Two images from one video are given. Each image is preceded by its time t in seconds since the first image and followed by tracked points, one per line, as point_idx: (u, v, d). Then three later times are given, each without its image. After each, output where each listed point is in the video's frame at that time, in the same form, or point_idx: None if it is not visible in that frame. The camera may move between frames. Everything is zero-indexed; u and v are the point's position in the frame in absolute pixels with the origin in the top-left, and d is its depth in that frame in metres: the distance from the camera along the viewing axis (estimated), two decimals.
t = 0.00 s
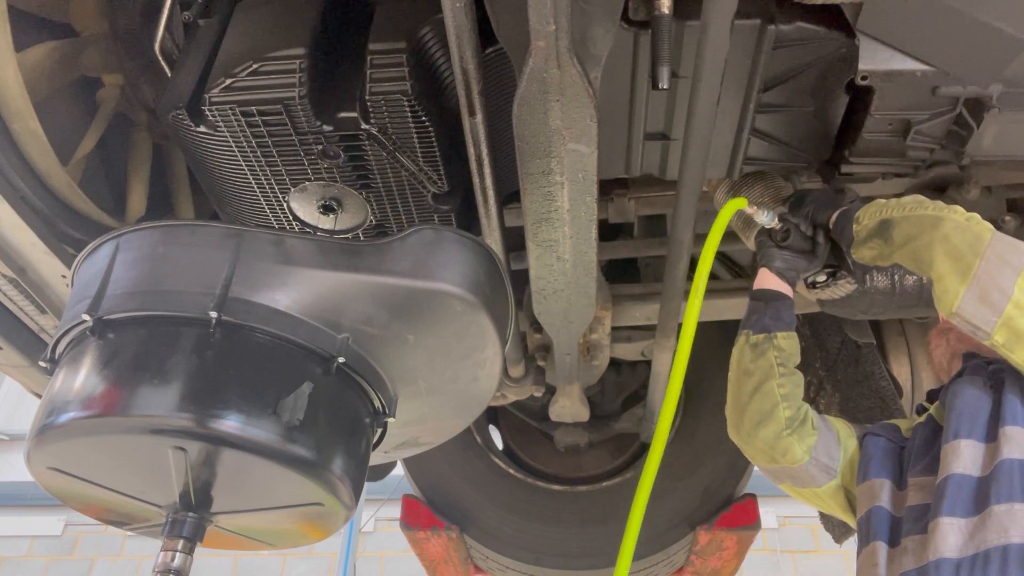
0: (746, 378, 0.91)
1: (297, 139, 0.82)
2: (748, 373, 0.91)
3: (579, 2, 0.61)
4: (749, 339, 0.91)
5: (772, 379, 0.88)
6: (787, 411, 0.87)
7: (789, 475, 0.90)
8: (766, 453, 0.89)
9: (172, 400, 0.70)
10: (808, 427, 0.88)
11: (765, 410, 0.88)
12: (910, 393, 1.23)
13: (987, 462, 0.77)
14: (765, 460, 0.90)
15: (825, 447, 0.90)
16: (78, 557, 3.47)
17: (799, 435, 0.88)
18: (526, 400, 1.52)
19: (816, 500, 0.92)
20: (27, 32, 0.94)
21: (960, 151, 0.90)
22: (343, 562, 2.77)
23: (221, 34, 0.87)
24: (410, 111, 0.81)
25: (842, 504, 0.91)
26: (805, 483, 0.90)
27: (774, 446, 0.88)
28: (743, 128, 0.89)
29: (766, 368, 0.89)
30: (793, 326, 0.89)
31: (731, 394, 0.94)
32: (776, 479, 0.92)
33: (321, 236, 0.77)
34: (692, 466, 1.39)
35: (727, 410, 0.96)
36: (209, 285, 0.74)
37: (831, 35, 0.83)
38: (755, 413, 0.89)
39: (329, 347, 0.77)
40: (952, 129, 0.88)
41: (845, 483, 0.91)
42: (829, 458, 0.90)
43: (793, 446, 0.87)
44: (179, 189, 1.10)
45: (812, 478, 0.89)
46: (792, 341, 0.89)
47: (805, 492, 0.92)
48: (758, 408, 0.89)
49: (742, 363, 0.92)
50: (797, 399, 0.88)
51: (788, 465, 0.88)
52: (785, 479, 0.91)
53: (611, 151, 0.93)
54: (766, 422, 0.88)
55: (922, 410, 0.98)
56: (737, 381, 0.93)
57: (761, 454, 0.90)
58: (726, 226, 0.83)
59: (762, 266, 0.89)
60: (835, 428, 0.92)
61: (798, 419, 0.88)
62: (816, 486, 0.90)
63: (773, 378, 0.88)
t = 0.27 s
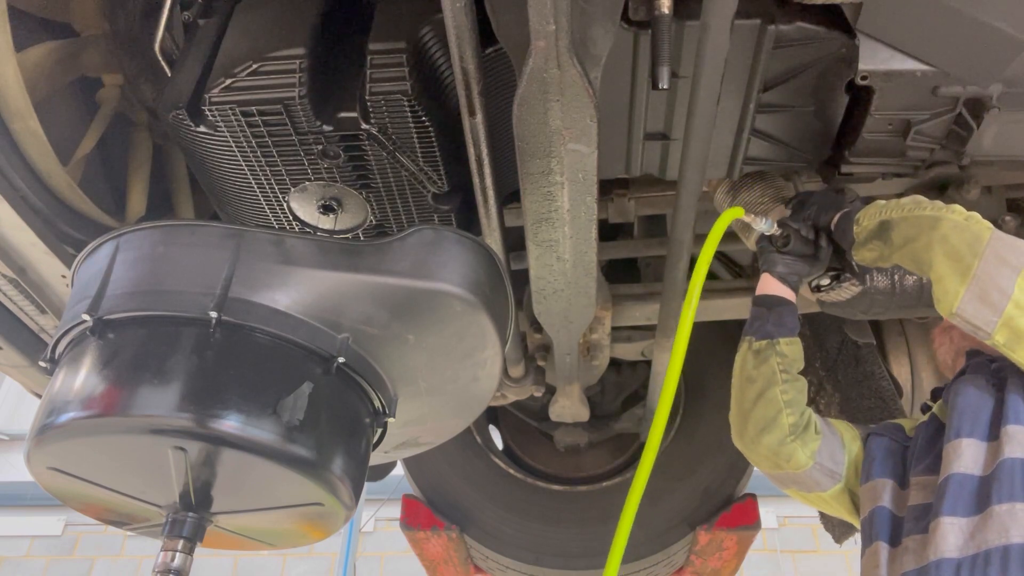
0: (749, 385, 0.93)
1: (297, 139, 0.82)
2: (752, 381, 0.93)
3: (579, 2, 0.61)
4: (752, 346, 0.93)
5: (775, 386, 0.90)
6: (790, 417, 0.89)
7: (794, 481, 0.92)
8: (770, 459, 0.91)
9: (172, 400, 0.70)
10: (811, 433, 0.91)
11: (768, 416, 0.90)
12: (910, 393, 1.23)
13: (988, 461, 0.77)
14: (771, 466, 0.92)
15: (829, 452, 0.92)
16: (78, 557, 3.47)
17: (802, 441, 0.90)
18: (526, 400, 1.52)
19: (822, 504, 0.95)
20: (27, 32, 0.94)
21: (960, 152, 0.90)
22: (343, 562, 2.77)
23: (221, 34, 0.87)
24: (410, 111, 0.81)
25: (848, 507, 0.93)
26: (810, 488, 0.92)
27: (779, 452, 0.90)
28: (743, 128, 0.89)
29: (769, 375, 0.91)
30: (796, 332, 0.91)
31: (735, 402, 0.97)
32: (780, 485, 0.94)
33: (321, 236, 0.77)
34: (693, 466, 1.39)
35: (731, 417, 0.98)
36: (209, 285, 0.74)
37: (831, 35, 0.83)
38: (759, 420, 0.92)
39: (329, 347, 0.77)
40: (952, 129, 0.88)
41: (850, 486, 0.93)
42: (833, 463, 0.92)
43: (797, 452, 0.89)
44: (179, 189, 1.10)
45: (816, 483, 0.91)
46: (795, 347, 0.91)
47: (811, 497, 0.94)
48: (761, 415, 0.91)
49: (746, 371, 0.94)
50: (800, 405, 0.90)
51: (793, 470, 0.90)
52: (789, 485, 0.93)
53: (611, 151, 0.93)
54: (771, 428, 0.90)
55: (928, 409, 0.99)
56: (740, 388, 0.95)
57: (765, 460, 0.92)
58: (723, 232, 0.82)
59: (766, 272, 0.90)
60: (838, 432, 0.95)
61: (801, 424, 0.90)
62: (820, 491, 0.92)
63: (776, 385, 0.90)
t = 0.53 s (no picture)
0: (765, 409, 0.95)
1: (297, 139, 0.82)
2: (767, 403, 0.94)
3: (579, 2, 0.61)
4: (766, 367, 0.94)
5: (792, 411, 0.91)
6: (809, 441, 0.91)
7: (813, 503, 0.94)
8: (790, 483, 0.92)
9: (172, 400, 0.70)
10: (828, 454, 0.92)
11: (787, 443, 0.91)
12: (911, 393, 1.23)
13: (992, 463, 0.78)
14: (790, 490, 0.93)
15: (846, 470, 0.94)
16: (78, 557, 3.47)
17: (820, 463, 0.92)
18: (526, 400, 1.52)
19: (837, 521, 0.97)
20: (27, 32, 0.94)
21: (960, 151, 0.90)
22: (343, 562, 2.77)
23: (221, 34, 0.87)
24: (410, 111, 0.81)
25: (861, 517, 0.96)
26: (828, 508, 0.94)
27: (799, 477, 0.91)
28: (743, 129, 0.89)
29: (787, 401, 0.92)
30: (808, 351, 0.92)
31: (749, 426, 0.98)
32: (798, 505, 0.96)
33: (321, 236, 0.77)
34: (693, 466, 1.39)
35: (745, 438, 0.99)
36: (209, 285, 0.74)
37: (831, 35, 0.83)
38: (777, 446, 0.93)
39: (329, 347, 0.77)
40: (953, 129, 0.88)
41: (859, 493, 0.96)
42: (850, 482, 0.94)
43: (816, 475, 0.91)
44: (179, 189, 1.10)
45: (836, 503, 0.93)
46: (809, 367, 0.92)
47: (829, 517, 0.96)
48: (779, 442, 0.92)
49: (760, 393, 0.95)
50: (817, 428, 0.92)
51: (813, 493, 0.92)
52: (808, 505, 0.95)
53: (611, 151, 0.93)
54: (790, 453, 0.91)
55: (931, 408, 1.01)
56: (756, 412, 0.96)
57: (785, 485, 0.93)
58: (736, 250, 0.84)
59: (772, 289, 0.91)
60: (850, 447, 0.97)
61: (817, 447, 0.92)
62: (839, 509, 0.94)
63: (793, 409, 0.91)
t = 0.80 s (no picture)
0: (763, 399, 0.92)
1: (297, 139, 0.82)
2: (765, 394, 0.92)
3: (579, 2, 0.61)
4: (762, 356, 0.92)
5: (791, 398, 0.89)
6: (809, 428, 0.89)
7: (815, 494, 0.92)
8: (791, 474, 0.90)
9: (172, 400, 0.70)
10: (830, 442, 0.91)
11: (787, 431, 0.89)
12: (911, 393, 1.23)
13: (984, 457, 0.78)
14: (791, 481, 0.91)
15: (846, 461, 0.92)
16: (78, 557, 3.47)
17: (822, 453, 0.90)
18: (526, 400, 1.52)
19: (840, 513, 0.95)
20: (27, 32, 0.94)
21: (960, 151, 0.90)
22: (343, 562, 2.77)
23: (221, 34, 0.87)
24: (410, 111, 0.81)
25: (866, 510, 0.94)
26: (828, 501, 0.92)
27: (800, 467, 0.89)
28: (743, 129, 0.89)
29: (784, 388, 0.91)
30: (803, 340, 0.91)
31: (746, 418, 0.95)
32: (799, 498, 0.94)
33: (321, 236, 0.77)
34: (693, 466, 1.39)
35: (742, 431, 0.96)
36: (209, 285, 0.74)
37: (831, 36, 0.82)
38: (777, 434, 0.90)
39: (329, 347, 0.77)
40: (952, 129, 0.88)
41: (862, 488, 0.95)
42: (851, 471, 0.92)
43: (819, 464, 0.89)
44: (179, 189, 1.10)
45: (838, 495, 0.91)
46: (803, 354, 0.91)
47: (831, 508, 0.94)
48: (780, 430, 0.90)
49: (757, 382, 0.93)
50: (816, 415, 0.90)
51: (816, 484, 0.89)
52: (809, 497, 0.93)
53: (611, 151, 0.93)
54: (790, 442, 0.89)
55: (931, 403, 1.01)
56: (753, 403, 0.94)
57: (787, 476, 0.91)
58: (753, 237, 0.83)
59: (761, 280, 0.90)
60: (847, 438, 0.95)
61: (817, 435, 0.90)
62: (840, 500, 0.92)
63: (792, 396, 0.90)
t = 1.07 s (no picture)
0: (745, 380, 0.92)
1: (297, 139, 0.82)
2: (747, 375, 0.92)
3: (579, 2, 0.61)
4: (745, 339, 0.92)
5: (772, 378, 0.89)
6: (790, 409, 0.89)
7: (796, 477, 0.91)
8: (772, 453, 0.90)
9: (172, 400, 0.70)
10: (811, 425, 0.90)
11: (768, 410, 0.89)
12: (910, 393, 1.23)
13: (970, 454, 0.78)
14: (771, 461, 0.90)
15: (829, 447, 0.91)
16: (78, 557, 3.47)
17: (804, 435, 0.89)
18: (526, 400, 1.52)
19: (821, 500, 0.94)
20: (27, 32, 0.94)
21: (959, 151, 0.90)
22: (343, 562, 2.77)
23: (221, 34, 0.87)
24: (410, 110, 0.81)
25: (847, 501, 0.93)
26: (810, 484, 0.92)
27: (781, 447, 0.89)
28: (743, 129, 0.89)
29: (765, 368, 0.90)
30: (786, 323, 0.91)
31: (729, 398, 0.95)
32: (780, 480, 0.93)
33: (321, 236, 0.77)
34: (693, 466, 1.38)
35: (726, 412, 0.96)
36: (209, 285, 0.74)
37: (832, 36, 0.83)
38: (758, 414, 0.90)
39: (329, 347, 0.77)
40: (952, 129, 0.88)
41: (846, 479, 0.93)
42: (833, 458, 0.91)
43: (801, 446, 0.88)
44: (179, 189, 1.10)
45: (818, 479, 0.91)
46: (785, 337, 0.91)
47: (813, 493, 0.93)
48: (760, 410, 0.90)
49: (740, 364, 0.93)
50: (797, 397, 0.90)
51: (796, 465, 0.89)
52: (790, 480, 0.92)
53: (611, 151, 0.93)
54: (771, 421, 0.89)
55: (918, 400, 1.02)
56: (736, 385, 0.94)
57: (768, 455, 0.91)
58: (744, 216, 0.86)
59: (747, 264, 0.92)
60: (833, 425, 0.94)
61: (800, 417, 0.89)
62: (822, 486, 0.91)
63: (774, 376, 0.90)
